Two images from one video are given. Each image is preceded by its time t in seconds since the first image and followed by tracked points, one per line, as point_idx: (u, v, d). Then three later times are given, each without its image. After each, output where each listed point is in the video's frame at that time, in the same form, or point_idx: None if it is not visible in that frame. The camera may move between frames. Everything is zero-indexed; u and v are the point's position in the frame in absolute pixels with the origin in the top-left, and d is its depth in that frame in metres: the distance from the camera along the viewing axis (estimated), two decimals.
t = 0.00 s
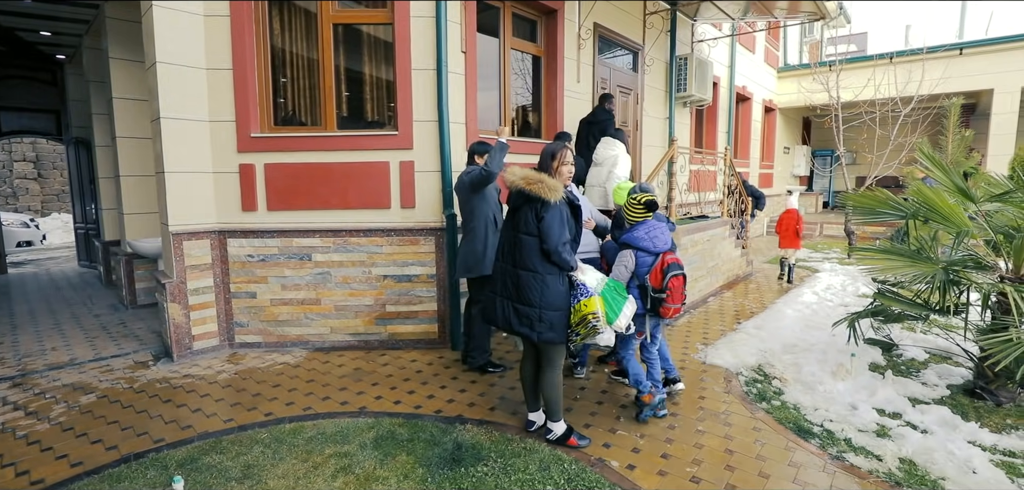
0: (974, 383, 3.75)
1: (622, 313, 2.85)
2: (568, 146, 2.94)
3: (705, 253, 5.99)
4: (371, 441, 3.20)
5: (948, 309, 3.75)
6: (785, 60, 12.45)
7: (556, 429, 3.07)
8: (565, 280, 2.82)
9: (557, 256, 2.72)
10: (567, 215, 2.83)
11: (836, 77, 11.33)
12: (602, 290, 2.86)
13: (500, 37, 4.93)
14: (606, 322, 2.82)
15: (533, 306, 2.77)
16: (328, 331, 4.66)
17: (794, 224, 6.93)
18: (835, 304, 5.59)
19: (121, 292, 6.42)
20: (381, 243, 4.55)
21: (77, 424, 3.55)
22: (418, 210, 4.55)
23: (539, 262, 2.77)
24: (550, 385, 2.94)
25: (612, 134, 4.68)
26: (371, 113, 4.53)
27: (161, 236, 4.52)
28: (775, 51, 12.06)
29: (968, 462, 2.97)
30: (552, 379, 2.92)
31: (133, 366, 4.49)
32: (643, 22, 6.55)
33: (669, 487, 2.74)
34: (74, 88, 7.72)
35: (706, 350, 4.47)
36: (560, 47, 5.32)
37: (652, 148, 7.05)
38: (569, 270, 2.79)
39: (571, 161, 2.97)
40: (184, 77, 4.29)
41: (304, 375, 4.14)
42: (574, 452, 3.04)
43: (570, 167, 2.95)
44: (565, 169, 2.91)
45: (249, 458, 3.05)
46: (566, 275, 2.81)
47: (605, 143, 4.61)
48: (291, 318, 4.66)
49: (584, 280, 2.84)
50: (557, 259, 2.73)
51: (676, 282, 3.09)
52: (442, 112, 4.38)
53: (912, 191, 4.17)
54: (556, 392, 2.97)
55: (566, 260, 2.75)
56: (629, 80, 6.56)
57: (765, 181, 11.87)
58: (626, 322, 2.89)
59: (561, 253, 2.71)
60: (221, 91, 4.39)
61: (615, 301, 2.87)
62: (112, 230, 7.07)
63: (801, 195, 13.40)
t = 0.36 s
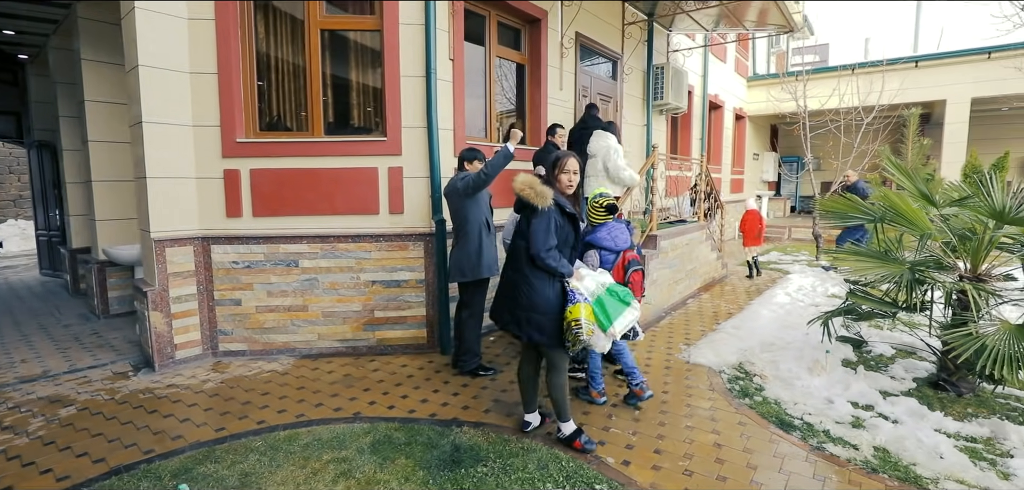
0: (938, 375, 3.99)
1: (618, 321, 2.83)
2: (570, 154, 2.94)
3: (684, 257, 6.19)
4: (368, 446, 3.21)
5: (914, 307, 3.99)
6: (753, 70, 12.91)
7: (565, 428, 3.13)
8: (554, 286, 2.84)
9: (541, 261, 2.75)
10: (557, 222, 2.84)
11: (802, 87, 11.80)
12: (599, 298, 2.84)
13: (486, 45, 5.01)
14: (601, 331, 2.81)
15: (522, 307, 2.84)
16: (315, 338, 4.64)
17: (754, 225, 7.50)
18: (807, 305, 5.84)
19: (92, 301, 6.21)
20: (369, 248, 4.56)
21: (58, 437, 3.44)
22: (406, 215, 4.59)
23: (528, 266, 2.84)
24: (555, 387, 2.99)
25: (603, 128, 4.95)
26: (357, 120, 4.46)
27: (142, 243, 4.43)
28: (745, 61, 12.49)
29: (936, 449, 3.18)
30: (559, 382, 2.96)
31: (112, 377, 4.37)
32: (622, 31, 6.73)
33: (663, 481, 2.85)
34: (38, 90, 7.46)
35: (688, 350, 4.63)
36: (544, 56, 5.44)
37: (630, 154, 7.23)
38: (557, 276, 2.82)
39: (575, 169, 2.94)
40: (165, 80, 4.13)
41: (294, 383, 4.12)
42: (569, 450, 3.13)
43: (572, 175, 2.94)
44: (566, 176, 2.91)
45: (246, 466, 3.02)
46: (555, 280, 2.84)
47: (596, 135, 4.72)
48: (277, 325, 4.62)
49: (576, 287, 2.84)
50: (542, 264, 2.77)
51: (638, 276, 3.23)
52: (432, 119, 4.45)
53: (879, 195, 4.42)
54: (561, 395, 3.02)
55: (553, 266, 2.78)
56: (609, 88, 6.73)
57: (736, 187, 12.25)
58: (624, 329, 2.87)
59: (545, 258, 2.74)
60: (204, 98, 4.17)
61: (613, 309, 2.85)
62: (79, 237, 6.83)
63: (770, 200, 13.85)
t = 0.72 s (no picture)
0: (910, 373, 4.22)
1: (638, 339, 2.86)
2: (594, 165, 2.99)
3: (668, 263, 6.37)
4: (371, 450, 3.26)
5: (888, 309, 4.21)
6: (730, 81, 13.31)
7: (572, 432, 3.18)
8: (572, 297, 2.92)
9: (559, 274, 2.84)
10: (575, 234, 2.91)
11: (777, 99, 12.22)
12: (617, 313, 2.90)
13: (477, 56, 5.14)
14: (613, 345, 2.86)
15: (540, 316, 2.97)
16: (309, 345, 4.65)
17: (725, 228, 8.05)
18: (786, 309, 6.07)
19: (71, 311, 6.08)
20: (363, 255, 4.61)
21: (51, 447, 3.39)
22: (400, 223, 4.65)
23: (545, 277, 2.95)
24: (568, 397, 3.07)
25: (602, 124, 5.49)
26: (350, 128, 4.68)
27: (132, 251, 4.39)
28: (721, 73, 12.88)
29: (911, 441, 3.38)
30: (572, 392, 3.04)
31: (100, 387, 4.31)
32: (606, 44, 6.93)
33: (660, 477, 2.98)
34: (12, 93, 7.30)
35: (676, 353, 4.79)
36: (533, 66, 5.58)
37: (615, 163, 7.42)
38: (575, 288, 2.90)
39: (599, 182, 2.99)
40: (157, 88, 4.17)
41: (290, 390, 4.12)
42: (568, 450, 3.23)
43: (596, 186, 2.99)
44: (591, 187, 2.97)
45: (249, 472, 3.04)
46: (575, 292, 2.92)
47: (595, 132, 5.40)
48: (270, 333, 4.62)
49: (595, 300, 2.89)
50: (560, 276, 2.85)
51: (606, 273, 3.53)
52: (426, 128, 4.53)
53: (853, 203, 4.66)
54: (572, 401, 3.09)
55: (572, 278, 2.86)
56: (594, 99, 6.91)
57: (714, 195, 12.57)
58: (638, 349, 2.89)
59: (562, 270, 2.83)
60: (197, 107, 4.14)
61: (629, 326, 2.88)
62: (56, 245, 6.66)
63: (746, 207, 14.24)
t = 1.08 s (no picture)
0: (889, 373, 4.43)
1: (631, 340, 2.83)
2: (598, 174, 3.11)
3: (656, 270, 6.54)
4: (377, 456, 3.30)
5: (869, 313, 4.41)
6: (710, 94, 13.69)
7: (574, 434, 3.27)
8: (574, 303, 3.03)
9: (557, 282, 3.00)
10: (573, 243, 3.04)
11: (756, 111, 12.61)
12: (617, 316, 2.89)
13: (471, 70, 5.26)
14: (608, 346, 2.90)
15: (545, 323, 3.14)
16: (305, 355, 4.67)
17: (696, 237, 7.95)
18: (770, 314, 6.28)
19: (55, 323, 5.96)
20: (361, 265, 4.66)
21: (50, 461, 3.34)
22: (397, 232, 4.71)
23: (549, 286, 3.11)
24: (574, 398, 3.20)
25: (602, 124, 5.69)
26: (347, 139, 4.81)
27: (127, 262, 4.37)
28: (702, 86, 13.24)
29: (893, 436, 3.56)
30: (577, 395, 3.17)
31: (93, 400, 4.25)
32: (593, 57, 7.13)
33: (662, 476, 3.09)
34: None
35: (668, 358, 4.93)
36: (524, 79, 5.73)
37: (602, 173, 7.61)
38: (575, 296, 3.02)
39: (603, 192, 3.11)
40: (156, 99, 4.20)
41: (289, 399, 4.14)
42: (571, 452, 3.33)
43: (602, 196, 3.11)
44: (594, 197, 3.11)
45: (257, 481, 3.05)
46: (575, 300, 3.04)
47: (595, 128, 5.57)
48: (266, 344, 4.62)
49: (595, 302, 2.97)
50: (560, 284, 3.00)
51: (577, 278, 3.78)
52: (424, 139, 4.62)
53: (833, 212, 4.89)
54: (577, 402, 3.20)
55: (569, 286, 2.99)
56: (581, 110, 7.09)
57: (696, 204, 12.86)
58: (633, 353, 2.85)
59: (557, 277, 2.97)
60: (196, 116, 4.39)
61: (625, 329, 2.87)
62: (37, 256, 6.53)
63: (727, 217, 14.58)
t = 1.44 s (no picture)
0: (867, 374, 4.62)
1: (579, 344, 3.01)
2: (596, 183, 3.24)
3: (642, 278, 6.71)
4: (377, 462, 3.33)
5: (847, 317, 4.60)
6: (690, 106, 14.03)
7: (572, 436, 3.38)
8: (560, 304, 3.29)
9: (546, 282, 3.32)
10: (559, 248, 3.29)
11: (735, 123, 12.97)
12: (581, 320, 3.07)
13: (463, 81, 5.37)
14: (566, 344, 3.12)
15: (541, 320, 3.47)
16: (298, 363, 4.67)
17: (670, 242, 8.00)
18: (752, 319, 6.47)
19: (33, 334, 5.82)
20: (355, 273, 4.69)
21: (42, 472, 3.29)
22: (391, 241, 4.76)
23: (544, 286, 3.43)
24: (573, 399, 3.30)
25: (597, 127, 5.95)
26: (339, 148, 4.88)
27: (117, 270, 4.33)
28: (683, 98, 13.58)
29: (873, 434, 3.73)
30: (575, 396, 3.28)
31: (81, 411, 4.19)
32: (580, 69, 7.31)
33: (657, 475, 3.20)
34: None
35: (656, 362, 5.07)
36: (514, 90, 5.87)
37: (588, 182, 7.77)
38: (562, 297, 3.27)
39: (597, 200, 3.24)
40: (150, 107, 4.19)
41: (284, 407, 4.13)
42: (568, 454, 3.41)
43: (596, 206, 3.24)
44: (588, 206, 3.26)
45: (258, 487, 3.06)
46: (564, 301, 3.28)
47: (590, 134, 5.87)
48: (259, 352, 4.61)
49: (574, 305, 3.20)
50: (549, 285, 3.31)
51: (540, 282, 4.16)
52: (419, 149, 4.70)
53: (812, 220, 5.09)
54: (575, 402, 3.31)
55: (557, 286, 3.28)
56: (567, 121, 7.27)
57: (677, 213, 13.13)
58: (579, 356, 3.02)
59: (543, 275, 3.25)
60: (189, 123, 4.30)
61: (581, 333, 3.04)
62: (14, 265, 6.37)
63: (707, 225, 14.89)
